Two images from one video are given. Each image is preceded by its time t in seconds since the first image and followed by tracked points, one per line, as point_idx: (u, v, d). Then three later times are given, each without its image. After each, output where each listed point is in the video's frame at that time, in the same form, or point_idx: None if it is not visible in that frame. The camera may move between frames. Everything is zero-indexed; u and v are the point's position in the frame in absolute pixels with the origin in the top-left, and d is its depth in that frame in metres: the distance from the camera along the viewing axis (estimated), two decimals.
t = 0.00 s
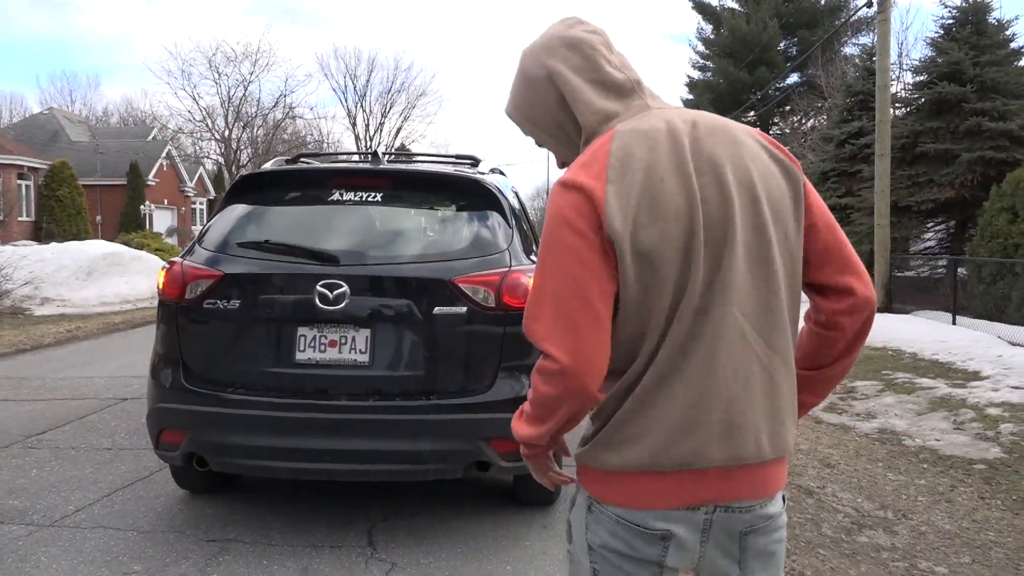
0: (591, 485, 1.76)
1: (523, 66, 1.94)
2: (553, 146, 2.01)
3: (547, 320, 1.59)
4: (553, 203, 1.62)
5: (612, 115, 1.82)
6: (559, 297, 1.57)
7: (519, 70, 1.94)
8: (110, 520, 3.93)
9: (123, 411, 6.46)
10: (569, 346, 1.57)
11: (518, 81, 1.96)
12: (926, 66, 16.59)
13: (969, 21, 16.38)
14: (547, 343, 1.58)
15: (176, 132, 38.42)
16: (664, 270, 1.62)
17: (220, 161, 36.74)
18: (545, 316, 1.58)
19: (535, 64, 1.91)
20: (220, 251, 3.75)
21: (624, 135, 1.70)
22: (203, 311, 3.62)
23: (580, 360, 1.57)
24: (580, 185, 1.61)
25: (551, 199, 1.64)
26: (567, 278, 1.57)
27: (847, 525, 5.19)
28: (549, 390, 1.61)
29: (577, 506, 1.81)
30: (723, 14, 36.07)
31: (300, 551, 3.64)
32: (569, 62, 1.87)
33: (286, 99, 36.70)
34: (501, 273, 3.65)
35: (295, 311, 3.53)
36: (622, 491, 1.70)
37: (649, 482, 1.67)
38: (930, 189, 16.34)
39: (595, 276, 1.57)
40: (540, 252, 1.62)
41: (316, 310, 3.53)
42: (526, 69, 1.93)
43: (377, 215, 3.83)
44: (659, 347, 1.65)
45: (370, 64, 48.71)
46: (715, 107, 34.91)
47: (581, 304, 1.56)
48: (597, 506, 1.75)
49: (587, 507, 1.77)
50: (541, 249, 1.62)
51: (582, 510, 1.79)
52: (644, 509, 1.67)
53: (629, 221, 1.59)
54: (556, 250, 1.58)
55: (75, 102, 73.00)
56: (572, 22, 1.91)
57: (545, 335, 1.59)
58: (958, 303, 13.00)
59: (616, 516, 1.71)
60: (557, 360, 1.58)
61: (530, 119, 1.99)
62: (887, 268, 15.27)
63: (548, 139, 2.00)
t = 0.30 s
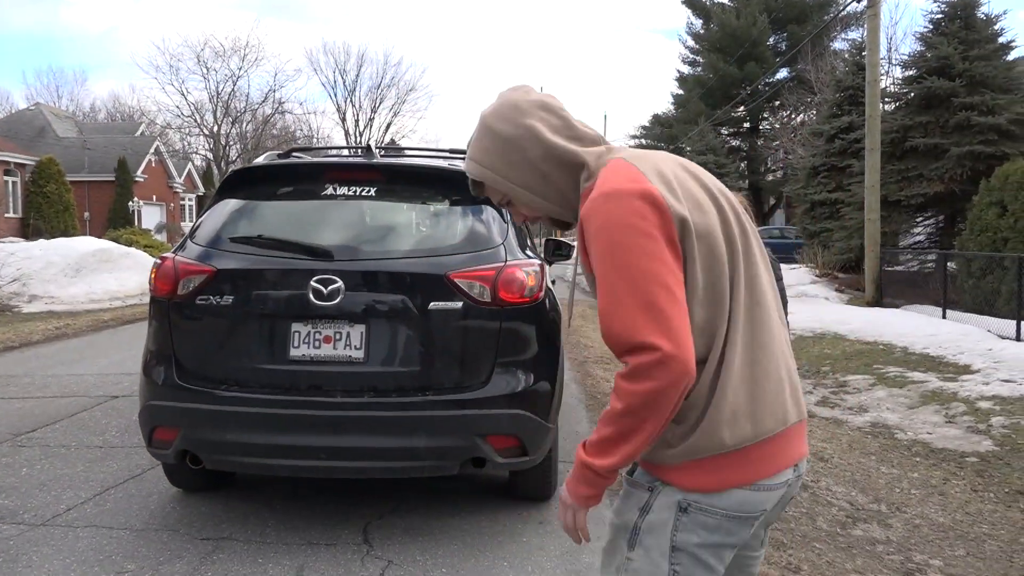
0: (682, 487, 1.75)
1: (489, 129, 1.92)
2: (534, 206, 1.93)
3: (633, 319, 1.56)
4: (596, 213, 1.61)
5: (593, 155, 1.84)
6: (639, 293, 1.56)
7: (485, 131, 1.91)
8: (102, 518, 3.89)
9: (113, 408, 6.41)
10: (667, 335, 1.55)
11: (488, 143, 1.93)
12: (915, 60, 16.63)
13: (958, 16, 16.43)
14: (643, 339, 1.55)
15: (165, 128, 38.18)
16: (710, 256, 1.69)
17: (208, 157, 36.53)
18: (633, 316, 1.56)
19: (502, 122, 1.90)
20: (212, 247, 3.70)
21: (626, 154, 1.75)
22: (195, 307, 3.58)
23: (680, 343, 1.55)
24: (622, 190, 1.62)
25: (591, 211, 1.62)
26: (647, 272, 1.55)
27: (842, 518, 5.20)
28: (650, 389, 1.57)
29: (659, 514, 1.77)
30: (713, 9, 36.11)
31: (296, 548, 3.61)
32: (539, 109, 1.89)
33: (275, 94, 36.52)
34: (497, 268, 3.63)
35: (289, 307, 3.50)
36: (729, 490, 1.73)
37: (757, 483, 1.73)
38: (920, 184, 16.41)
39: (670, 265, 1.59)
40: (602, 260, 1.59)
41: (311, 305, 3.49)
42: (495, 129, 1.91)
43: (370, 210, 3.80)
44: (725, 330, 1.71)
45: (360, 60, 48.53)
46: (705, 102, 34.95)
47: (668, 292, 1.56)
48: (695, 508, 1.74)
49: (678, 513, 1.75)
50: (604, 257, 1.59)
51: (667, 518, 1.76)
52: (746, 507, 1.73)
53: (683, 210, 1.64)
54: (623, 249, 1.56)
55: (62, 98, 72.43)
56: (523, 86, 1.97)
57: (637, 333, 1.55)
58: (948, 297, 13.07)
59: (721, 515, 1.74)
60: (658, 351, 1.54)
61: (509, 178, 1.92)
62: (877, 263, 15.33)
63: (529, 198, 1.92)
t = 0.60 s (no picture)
0: (810, 423, 1.76)
1: (473, 194, 1.81)
2: (541, 262, 1.80)
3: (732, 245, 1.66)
4: (638, 197, 1.73)
5: (583, 199, 1.82)
6: (723, 230, 1.68)
7: (470, 195, 1.79)
8: (107, 487, 3.88)
9: (115, 381, 6.40)
10: (768, 241, 1.67)
11: (475, 207, 1.80)
12: (919, 38, 16.46)
13: None
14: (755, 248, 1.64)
15: (162, 105, 37.91)
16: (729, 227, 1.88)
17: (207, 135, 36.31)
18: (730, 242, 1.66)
19: (486, 183, 1.80)
20: (215, 214, 3.64)
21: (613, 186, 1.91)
22: (199, 276, 3.53)
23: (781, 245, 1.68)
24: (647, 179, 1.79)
25: (636, 197, 1.74)
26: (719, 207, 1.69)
27: (846, 490, 5.20)
28: (790, 290, 1.61)
29: (791, 456, 1.74)
30: None
31: (302, 517, 3.60)
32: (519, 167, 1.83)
33: (273, 71, 36.24)
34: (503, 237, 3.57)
35: (294, 275, 3.45)
36: (848, 424, 1.79)
37: (862, 417, 1.82)
38: (923, 162, 16.32)
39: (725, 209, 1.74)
40: (675, 217, 1.68)
41: (316, 274, 3.44)
42: (479, 193, 1.80)
43: (374, 179, 3.76)
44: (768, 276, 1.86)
45: (358, 37, 48.12)
46: (706, 80, 34.73)
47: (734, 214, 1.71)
48: (823, 446, 1.76)
49: (808, 451, 1.75)
50: (674, 214, 1.69)
51: (799, 458, 1.74)
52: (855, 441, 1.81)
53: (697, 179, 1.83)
54: (691, 198, 1.70)
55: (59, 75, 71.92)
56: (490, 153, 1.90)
57: (744, 248, 1.65)
58: (950, 276, 13.05)
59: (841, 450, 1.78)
60: (775, 253, 1.64)
61: (508, 236, 1.78)
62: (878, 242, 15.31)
63: (536, 253, 1.79)
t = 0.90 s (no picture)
0: (840, 403, 1.85)
1: (452, 262, 1.80)
2: (529, 325, 1.78)
3: (711, 325, 1.59)
4: (627, 252, 1.67)
5: (566, 249, 1.76)
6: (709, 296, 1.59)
7: (447, 266, 1.79)
8: (94, 428, 3.83)
9: (103, 330, 6.33)
10: (752, 325, 1.60)
11: (456, 276, 1.79)
12: (919, 4, 16.26)
13: None
14: (731, 336, 1.58)
15: (150, 63, 37.28)
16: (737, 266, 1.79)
17: (196, 94, 35.77)
18: (709, 321, 1.59)
19: (465, 253, 1.79)
20: (204, 150, 3.55)
21: (615, 216, 1.83)
22: (187, 213, 3.45)
23: (763, 329, 1.61)
24: (644, 226, 1.70)
25: (624, 251, 1.68)
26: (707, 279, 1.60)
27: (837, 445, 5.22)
28: (752, 380, 1.60)
29: (825, 422, 1.83)
30: None
31: (292, 459, 3.57)
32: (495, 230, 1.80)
33: (263, 29, 35.62)
34: (500, 178, 3.50)
35: (285, 213, 3.37)
36: (875, 406, 1.92)
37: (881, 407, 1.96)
38: (918, 129, 16.25)
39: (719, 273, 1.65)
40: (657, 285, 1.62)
41: (308, 211, 3.37)
42: (459, 262, 1.79)
43: (368, 118, 3.67)
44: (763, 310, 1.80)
45: None
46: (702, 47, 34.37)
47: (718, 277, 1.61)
48: (850, 425, 1.86)
49: (839, 423, 1.86)
50: (656, 282, 1.62)
51: (830, 427, 1.85)
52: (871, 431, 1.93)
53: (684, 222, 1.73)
54: (677, 267, 1.61)
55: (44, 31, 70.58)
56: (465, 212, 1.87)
57: (721, 334, 1.58)
58: (942, 244, 13.03)
59: (864, 433, 1.89)
60: (748, 344, 1.59)
61: (493, 305, 1.78)
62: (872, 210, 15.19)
63: (523, 319, 1.77)
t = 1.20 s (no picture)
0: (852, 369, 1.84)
1: (463, 229, 1.71)
2: (542, 298, 1.71)
3: (750, 289, 1.58)
4: (659, 216, 1.62)
5: (581, 215, 1.70)
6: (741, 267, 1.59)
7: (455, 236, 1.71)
8: (96, 353, 3.80)
9: (104, 268, 6.29)
10: (781, 293, 1.60)
11: (466, 246, 1.71)
12: None
13: None
14: (769, 302, 1.58)
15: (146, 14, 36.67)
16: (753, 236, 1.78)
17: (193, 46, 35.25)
18: (748, 286, 1.59)
19: (476, 222, 1.71)
20: (201, 64, 3.44)
21: (632, 181, 1.77)
22: (184, 128, 3.34)
23: (795, 296, 1.63)
24: (674, 193, 1.65)
25: (654, 215, 1.63)
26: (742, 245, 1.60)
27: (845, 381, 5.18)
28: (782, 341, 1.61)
29: (835, 382, 1.81)
30: None
31: (296, 383, 3.53)
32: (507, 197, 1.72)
33: None
34: (506, 95, 3.40)
35: (285, 129, 3.28)
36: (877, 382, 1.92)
37: (876, 394, 1.95)
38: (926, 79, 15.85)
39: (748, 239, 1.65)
40: (697, 249, 1.59)
41: (309, 127, 3.27)
42: (469, 232, 1.71)
43: (370, 33, 3.56)
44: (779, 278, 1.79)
45: None
46: None
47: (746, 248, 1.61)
48: (854, 397, 1.85)
49: (845, 392, 1.83)
50: (692, 247, 1.59)
51: (836, 389, 1.82)
52: (863, 413, 1.91)
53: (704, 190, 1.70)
54: (715, 234, 1.60)
55: None
56: (472, 178, 1.78)
57: (760, 297, 1.59)
58: (950, 197, 12.80)
59: (859, 409, 1.88)
60: (784, 308, 1.59)
61: (505, 275, 1.70)
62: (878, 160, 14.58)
63: (536, 291, 1.70)
